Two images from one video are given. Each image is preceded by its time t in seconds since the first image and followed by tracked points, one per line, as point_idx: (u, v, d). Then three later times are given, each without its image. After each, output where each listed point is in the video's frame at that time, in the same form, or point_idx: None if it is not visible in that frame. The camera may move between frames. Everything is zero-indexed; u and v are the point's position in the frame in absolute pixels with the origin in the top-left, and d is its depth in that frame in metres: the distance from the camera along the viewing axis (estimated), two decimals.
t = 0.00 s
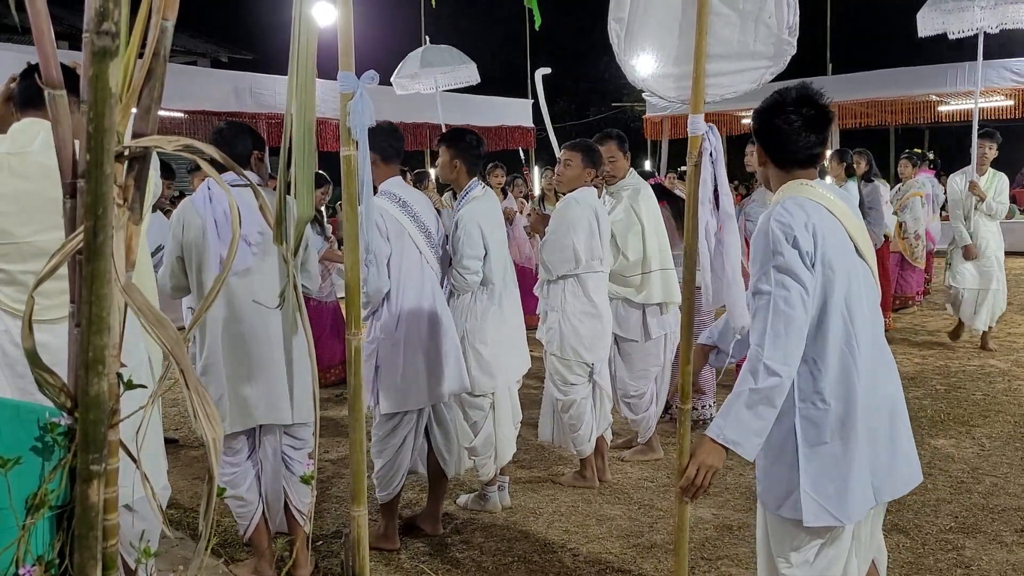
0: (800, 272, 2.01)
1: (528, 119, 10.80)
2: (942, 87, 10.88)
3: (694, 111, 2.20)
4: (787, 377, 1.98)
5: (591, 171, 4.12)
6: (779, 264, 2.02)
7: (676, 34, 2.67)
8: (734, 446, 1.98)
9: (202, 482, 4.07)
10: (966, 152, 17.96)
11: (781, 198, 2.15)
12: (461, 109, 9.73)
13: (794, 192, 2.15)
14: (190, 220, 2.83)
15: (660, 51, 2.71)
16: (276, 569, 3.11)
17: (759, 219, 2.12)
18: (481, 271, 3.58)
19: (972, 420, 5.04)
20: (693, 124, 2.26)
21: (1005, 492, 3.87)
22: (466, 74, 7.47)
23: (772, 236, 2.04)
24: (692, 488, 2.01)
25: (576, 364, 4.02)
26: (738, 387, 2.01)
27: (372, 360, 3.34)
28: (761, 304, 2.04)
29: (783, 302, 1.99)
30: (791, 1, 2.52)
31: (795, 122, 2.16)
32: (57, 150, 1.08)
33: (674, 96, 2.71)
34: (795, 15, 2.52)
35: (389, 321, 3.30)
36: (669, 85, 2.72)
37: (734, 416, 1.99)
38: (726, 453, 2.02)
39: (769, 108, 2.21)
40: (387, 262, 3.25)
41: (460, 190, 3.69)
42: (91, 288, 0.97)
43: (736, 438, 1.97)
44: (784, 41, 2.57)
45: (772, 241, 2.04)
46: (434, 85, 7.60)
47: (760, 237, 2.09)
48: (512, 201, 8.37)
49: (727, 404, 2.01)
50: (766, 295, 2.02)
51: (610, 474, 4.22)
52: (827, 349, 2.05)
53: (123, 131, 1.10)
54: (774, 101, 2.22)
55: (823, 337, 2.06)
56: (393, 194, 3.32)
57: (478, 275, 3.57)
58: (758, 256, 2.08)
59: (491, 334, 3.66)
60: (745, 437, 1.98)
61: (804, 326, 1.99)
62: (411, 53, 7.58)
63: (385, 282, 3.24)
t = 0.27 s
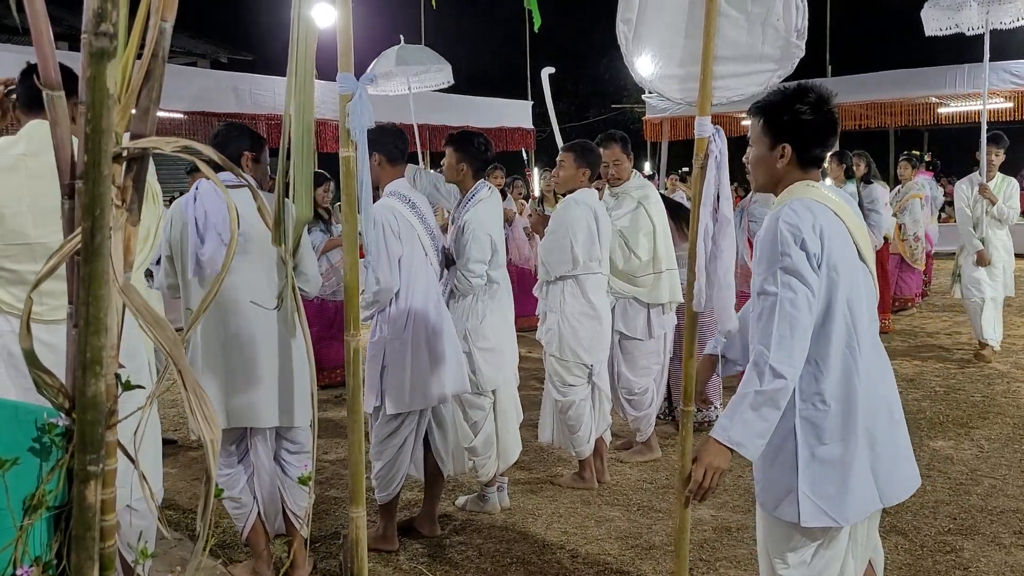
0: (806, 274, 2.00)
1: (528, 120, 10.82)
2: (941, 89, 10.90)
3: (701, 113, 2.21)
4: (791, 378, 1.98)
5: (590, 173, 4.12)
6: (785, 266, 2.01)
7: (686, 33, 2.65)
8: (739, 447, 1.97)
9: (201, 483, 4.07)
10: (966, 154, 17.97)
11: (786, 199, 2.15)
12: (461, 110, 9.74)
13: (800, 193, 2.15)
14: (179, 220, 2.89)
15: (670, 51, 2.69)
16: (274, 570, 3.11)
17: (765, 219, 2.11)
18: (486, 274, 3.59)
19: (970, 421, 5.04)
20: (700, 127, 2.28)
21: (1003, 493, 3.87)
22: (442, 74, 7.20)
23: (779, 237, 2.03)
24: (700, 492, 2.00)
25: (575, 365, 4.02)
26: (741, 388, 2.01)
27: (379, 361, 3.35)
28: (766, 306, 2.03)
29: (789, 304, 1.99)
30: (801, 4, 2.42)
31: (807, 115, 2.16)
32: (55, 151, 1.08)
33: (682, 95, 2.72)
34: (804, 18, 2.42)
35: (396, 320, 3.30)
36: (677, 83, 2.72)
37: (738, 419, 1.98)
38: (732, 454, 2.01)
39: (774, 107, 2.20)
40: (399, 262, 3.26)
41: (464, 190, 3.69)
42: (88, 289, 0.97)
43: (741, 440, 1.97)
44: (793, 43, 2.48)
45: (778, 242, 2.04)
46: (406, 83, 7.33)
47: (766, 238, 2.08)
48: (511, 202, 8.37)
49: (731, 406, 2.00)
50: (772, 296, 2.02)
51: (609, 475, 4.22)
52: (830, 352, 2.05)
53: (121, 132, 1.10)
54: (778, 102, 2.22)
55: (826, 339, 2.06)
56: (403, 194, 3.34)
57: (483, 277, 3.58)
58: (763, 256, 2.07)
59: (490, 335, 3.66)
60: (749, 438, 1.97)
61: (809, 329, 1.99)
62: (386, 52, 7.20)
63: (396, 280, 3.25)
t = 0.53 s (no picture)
0: (806, 276, 2.00)
1: (527, 120, 10.82)
2: (939, 90, 10.91)
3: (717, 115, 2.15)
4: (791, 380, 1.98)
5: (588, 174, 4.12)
6: (785, 267, 2.00)
7: (700, 30, 2.46)
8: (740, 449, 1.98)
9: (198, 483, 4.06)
10: (964, 156, 18.00)
11: (785, 201, 2.15)
12: (460, 111, 9.74)
13: (798, 195, 2.15)
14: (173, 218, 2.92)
15: (682, 47, 2.49)
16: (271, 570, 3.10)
17: (764, 221, 2.11)
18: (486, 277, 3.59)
19: (968, 422, 5.04)
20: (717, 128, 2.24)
21: (1000, 494, 3.87)
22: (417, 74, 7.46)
23: (780, 239, 2.02)
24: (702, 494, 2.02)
25: (574, 365, 4.03)
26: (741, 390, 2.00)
27: (381, 361, 3.34)
28: (766, 308, 2.02)
29: (790, 306, 1.99)
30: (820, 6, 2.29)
31: (812, 117, 2.16)
32: (51, 151, 1.08)
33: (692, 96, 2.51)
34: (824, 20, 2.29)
35: (397, 322, 3.30)
36: (688, 83, 2.51)
37: (740, 421, 1.98)
38: (734, 456, 2.02)
39: (776, 108, 2.19)
40: (402, 264, 3.26)
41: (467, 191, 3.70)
42: (83, 289, 0.97)
43: (743, 442, 1.97)
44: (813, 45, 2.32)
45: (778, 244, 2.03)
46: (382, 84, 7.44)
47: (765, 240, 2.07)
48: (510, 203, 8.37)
49: (734, 408, 2.00)
50: (772, 298, 2.01)
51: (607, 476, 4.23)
52: (828, 353, 2.06)
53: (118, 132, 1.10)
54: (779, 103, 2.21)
55: (825, 340, 2.06)
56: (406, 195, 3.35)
57: (484, 280, 3.58)
58: (762, 257, 2.06)
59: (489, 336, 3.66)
60: (751, 441, 1.97)
61: (808, 331, 1.99)
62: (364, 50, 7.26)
63: (399, 280, 3.25)
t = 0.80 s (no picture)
0: (799, 277, 2.00)
1: (524, 121, 10.82)
2: (936, 92, 10.94)
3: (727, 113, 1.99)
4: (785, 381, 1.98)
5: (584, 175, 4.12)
6: (778, 268, 2.00)
7: (715, 26, 2.18)
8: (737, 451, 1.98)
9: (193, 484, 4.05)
10: (960, 158, 18.03)
11: (778, 202, 2.15)
12: (457, 112, 9.74)
13: (792, 196, 2.15)
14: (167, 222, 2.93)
15: (693, 46, 2.21)
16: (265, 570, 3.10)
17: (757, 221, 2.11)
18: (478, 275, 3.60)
19: (963, 424, 5.05)
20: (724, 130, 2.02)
21: (995, 495, 3.88)
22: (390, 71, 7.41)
23: (773, 239, 2.02)
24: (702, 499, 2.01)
25: (570, 366, 4.03)
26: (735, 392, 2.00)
27: (377, 360, 3.35)
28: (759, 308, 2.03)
29: (783, 308, 1.99)
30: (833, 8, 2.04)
31: (812, 121, 2.16)
32: (45, 150, 1.08)
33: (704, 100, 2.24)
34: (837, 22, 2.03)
35: (393, 323, 3.30)
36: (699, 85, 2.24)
37: (737, 423, 1.99)
38: (734, 459, 2.03)
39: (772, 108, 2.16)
40: (399, 264, 3.26)
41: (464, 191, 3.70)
42: (76, 288, 0.97)
43: (742, 445, 1.97)
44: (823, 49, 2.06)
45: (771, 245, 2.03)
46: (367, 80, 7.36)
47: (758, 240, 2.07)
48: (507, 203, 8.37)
49: (730, 410, 2.00)
50: (766, 299, 2.01)
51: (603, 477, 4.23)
52: (821, 354, 2.06)
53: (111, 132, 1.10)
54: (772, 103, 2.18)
55: (817, 341, 2.06)
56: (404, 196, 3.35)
57: (473, 278, 3.60)
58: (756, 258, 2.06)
59: (485, 336, 3.65)
60: (749, 443, 1.98)
61: (802, 332, 2.00)
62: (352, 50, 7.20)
63: (396, 280, 3.25)
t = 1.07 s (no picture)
0: (794, 279, 2.01)
1: (518, 124, 10.83)
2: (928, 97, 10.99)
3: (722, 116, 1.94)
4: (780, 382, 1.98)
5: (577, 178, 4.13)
6: (774, 270, 2.01)
7: (722, 30, 2.16)
8: (732, 453, 1.98)
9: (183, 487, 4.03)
10: (952, 163, 18.10)
11: (772, 204, 2.15)
12: (451, 114, 9.74)
13: (786, 199, 2.15)
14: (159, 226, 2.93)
15: (699, 49, 2.19)
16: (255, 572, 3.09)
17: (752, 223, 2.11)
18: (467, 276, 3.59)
19: (954, 428, 5.07)
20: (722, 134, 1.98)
21: (985, 499, 3.90)
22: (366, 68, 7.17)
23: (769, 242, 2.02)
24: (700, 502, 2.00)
25: (562, 369, 4.03)
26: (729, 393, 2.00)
27: (372, 361, 3.34)
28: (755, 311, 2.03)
29: (779, 309, 1.99)
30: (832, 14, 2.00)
31: (812, 118, 2.19)
32: (34, 151, 1.07)
33: (705, 104, 2.22)
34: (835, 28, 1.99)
35: (386, 325, 3.30)
36: (702, 89, 2.22)
37: (733, 426, 1.99)
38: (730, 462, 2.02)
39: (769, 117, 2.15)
40: (394, 265, 3.26)
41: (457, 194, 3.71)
42: (63, 290, 0.96)
43: (738, 447, 1.98)
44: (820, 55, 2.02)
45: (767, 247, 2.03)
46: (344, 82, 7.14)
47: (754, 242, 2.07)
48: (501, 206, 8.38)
49: (726, 412, 2.00)
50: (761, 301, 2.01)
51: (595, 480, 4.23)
52: (814, 357, 2.07)
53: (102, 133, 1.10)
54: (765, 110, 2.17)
55: (810, 343, 2.07)
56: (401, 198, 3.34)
57: (462, 279, 3.58)
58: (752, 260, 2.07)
59: (477, 339, 3.65)
60: (745, 445, 1.99)
61: (796, 333, 2.00)
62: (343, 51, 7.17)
63: (391, 282, 3.25)
